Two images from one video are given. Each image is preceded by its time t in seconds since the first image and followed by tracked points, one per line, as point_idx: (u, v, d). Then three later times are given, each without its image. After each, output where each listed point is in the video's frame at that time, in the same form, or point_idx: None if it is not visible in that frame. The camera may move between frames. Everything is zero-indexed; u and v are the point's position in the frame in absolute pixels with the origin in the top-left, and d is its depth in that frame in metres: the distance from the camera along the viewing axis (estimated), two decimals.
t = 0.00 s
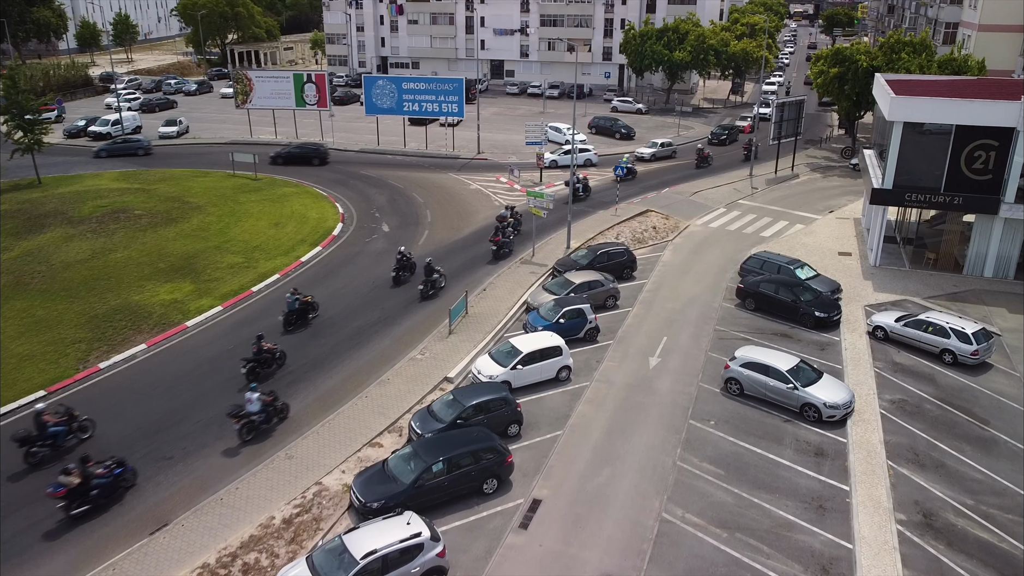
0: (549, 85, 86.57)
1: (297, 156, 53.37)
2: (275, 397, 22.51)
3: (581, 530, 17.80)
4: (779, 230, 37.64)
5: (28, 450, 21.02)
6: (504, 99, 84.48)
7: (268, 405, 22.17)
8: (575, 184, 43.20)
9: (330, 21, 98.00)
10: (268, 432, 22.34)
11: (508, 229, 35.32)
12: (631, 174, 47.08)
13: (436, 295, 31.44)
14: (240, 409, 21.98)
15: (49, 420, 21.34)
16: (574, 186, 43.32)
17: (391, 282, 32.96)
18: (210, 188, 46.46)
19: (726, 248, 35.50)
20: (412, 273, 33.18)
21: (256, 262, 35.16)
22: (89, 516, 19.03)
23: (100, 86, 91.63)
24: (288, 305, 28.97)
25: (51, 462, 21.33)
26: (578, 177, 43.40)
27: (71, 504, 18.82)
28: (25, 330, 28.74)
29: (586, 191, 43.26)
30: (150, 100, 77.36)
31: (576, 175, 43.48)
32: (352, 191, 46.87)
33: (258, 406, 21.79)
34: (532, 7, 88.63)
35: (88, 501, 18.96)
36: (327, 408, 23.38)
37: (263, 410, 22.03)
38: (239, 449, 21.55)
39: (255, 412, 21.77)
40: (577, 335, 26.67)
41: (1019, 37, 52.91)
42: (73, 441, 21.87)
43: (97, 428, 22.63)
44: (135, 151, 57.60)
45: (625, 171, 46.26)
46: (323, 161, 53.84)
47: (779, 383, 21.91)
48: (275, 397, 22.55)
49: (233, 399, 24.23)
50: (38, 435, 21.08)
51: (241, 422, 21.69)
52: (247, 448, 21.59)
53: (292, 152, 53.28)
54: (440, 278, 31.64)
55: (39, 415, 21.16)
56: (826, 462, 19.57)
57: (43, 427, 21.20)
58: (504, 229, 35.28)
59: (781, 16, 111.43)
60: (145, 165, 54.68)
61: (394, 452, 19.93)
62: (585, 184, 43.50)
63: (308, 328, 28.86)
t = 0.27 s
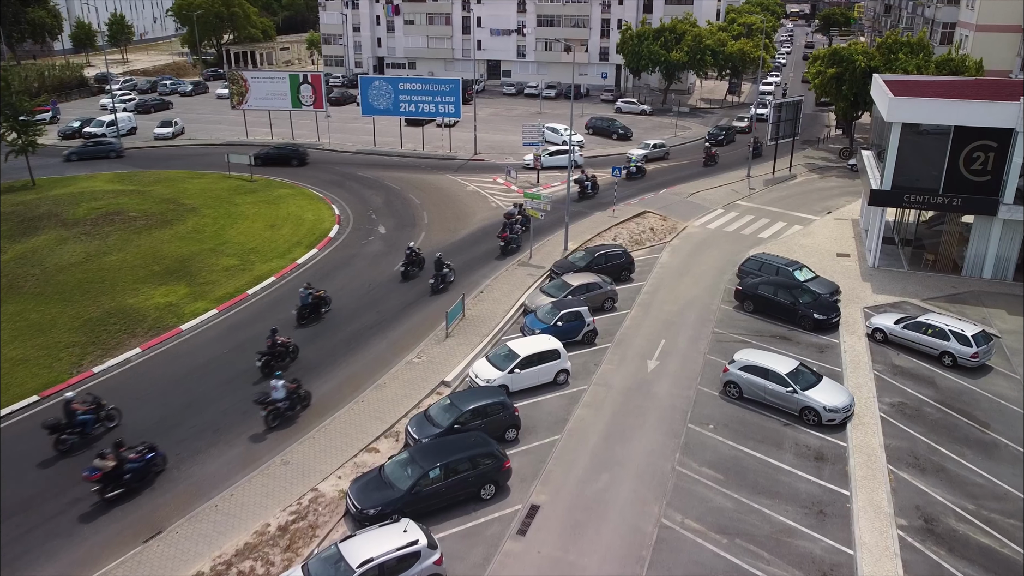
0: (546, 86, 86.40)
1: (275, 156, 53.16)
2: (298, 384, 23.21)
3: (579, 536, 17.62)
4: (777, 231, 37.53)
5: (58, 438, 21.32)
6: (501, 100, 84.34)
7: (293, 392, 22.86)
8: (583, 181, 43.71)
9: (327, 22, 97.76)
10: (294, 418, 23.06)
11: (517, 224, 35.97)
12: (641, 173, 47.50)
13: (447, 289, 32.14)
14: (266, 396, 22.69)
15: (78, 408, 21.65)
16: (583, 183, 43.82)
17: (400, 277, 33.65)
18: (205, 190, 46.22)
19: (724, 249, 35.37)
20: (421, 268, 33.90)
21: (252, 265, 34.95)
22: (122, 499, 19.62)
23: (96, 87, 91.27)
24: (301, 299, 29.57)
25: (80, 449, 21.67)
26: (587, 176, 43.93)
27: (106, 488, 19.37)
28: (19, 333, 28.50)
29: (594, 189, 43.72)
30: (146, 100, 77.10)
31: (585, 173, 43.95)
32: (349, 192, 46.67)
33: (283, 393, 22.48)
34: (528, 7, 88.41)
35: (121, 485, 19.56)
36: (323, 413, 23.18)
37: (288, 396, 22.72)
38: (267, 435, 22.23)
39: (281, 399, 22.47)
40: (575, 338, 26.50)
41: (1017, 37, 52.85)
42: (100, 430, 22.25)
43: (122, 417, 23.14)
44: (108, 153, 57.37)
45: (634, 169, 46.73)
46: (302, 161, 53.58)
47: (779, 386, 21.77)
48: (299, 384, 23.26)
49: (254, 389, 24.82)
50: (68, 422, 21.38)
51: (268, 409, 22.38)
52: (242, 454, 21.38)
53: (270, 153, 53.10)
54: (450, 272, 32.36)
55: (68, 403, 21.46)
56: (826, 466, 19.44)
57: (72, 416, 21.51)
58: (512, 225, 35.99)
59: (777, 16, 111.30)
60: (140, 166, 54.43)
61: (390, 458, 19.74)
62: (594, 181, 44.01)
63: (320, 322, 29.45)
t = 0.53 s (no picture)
0: (542, 86, 86.16)
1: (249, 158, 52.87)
2: (321, 370, 23.92)
3: (577, 543, 17.43)
4: (774, 233, 37.41)
5: (90, 424, 22.13)
6: (497, 100, 84.11)
7: (316, 377, 23.57)
8: (592, 178, 44.20)
9: (322, 22, 97.39)
10: (318, 404, 23.76)
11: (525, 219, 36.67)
12: (649, 172, 48.19)
13: (457, 282, 32.82)
14: (291, 383, 23.41)
15: (108, 396, 22.47)
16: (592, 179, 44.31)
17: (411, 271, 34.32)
18: (199, 192, 45.92)
19: (721, 251, 35.23)
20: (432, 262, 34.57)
21: (246, 268, 34.68)
22: (159, 480, 20.33)
23: (89, 88, 90.78)
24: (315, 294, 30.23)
25: (111, 435, 22.50)
26: (597, 173, 44.40)
27: (143, 469, 20.09)
28: (10, 337, 28.18)
29: (603, 188, 44.23)
30: (140, 102, 76.72)
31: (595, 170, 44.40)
32: (344, 194, 46.41)
33: (307, 379, 23.19)
34: (524, 7, 88.24)
35: (157, 467, 20.25)
36: (318, 418, 22.94)
37: (312, 382, 23.44)
38: (293, 420, 22.93)
39: (305, 385, 23.20)
40: (572, 341, 26.30)
41: (1014, 38, 52.80)
42: (129, 417, 23.06)
43: (150, 404, 23.91)
44: (74, 156, 56.58)
45: (643, 167, 47.15)
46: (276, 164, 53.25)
47: (777, 390, 21.61)
48: (322, 370, 23.97)
49: (275, 379, 25.46)
50: (99, 409, 22.19)
51: (293, 395, 23.11)
52: (236, 460, 21.11)
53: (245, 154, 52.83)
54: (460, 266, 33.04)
55: (99, 391, 22.27)
56: (825, 471, 19.29)
57: (103, 403, 22.33)
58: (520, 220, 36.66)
59: (773, 15, 111.20)
60: (134, 168, 54.09)
61: (386, 464, 19.53)
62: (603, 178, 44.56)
63: (334, 315, 30.06)
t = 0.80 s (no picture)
0: (537, 87, 86.00)
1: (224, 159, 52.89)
2: (337, 360, 24.53)
3: (574, 551, 17.25)
4: (770, 234, 37.32)
5: (113, 415, 22.54)
6: (492, 101, 83.93)
7: (333, 367, 24.22)
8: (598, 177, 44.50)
9: (316, 22, 97.06)
10: (334, 392, 24.47)
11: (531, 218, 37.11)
12: (656, 171, 48.44)
13: (464, 277, 33.39)
14: (308, 373, 24.05)
15: (129, 387, 22.88)
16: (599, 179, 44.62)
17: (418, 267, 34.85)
18: (192, 195, 45.62)
19: (717, 253, 35.12)
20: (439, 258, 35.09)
21: (240, 271, 34.44)
22: (187, 466, 20.84)
23: (82, 89, 90.30)
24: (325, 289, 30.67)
25: (133, 425, 22.95)
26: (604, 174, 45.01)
27: (171, 455, 20.58)
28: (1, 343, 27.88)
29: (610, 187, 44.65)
30: (133, 103, 76.34)
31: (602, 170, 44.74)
32: (338, 196, 46.16)
33: (324, 369, 23.82)
34: (519, 8, 88.08)
35: (185, 453, 20.74)
36: (312, 424, 22.71)
37: (328, 372, 24.08)
38: (310, 409, 23.61)
39: (322, 375, 23.83)
40: (568, 345, 26.14)
41: (1009, 38, 52.82)
42: (149, 408, 23.52)
43: (169, 396, 24.40)
44: (42, 163, 55.62)
45: (651, 167, 47.37)
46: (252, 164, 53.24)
47: (774, 395, 21.47)
48: (337, 360, 24.62)
49: (289, 371, 26.05)
50: (121, 401, 22.58)
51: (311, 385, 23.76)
52: (229, 467, 20.88)
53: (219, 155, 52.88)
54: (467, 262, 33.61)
55: (122, 382, 22.67)
56: (823, 477, 19.15)
57: (125, 394, 22.71)
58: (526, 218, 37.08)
59: (768, 15, 111.28)
60: (126, 170, 53.75)
61: (381, 472, 19.32)
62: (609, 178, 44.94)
63: (344, 310, 30.47)
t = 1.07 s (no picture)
0: (531, 88, 85.78)
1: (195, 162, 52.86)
2: (351, 350, 25.33)
3: (571, 561, 17.01)
4: (765, 236, 37.17)
5: (136, 405, 23.18)
6: (485, 102, 83.67)
7: (348, 357, 25.01)
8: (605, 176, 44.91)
9: (309, 23, 96.59)
10: (349, 381, 25.25)
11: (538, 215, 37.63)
12: (663, 171, 48.63)
13: (472, 272, 34.14)
14: (324, 362, 24.79)
15: (151, 378, 23.54)
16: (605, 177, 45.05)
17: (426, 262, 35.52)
18: (184, 198, 45.22)
19: (713, 255, 34.95)
20: (447, 254, 35.80)
21: (232, 275, 34.10)
22: (216, 451, 21.59)
23: (73, 90, 89.65)
24: (336, 284, 31.27)
25: (155, 415, 23.59)
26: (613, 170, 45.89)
27: (202, 440, 21.34)
28: None
29: (618, 183, 45.52)
30: (124, 105, 75.80)
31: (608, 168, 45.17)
32: (331, 199, 45.82)
33: (341, 358, 24.60)
34: (512, 9, 87.87)
35: (216, 438, 21.51)
36: (304, 432, 22.40)
37: (344, 361, 24.85)
38: (327, 398, 24.36)
39: (338, 364, 24.60)
40: (564, 349, 25.90)
41: (1003, 39, 52.82)
42: (170, 399, 24.17)
43: (188, 387, 25.08)
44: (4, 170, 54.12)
45: (657, 167, 47.74)
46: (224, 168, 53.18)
47: (772, 400, 21.28)
48: (352, 351, 25.43)
49: (303, 364, 26.68)
50: (144, 391, 23.21)
51: (328, 374, 24.51)
52: (220, 476, 20.56)
53: (190, 159, 52.82)
54: (475, 257, 34.38)
55: (145, 373, 23.35)
56: (821, 484, 18.97)
57: (147, 385, 23.35)
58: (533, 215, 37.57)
59: (762, 16, 111.30)
60: (117, 173, 53.27)
61: (374, 481, 19.04)
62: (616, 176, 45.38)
63: (354, 305, 31.14)
